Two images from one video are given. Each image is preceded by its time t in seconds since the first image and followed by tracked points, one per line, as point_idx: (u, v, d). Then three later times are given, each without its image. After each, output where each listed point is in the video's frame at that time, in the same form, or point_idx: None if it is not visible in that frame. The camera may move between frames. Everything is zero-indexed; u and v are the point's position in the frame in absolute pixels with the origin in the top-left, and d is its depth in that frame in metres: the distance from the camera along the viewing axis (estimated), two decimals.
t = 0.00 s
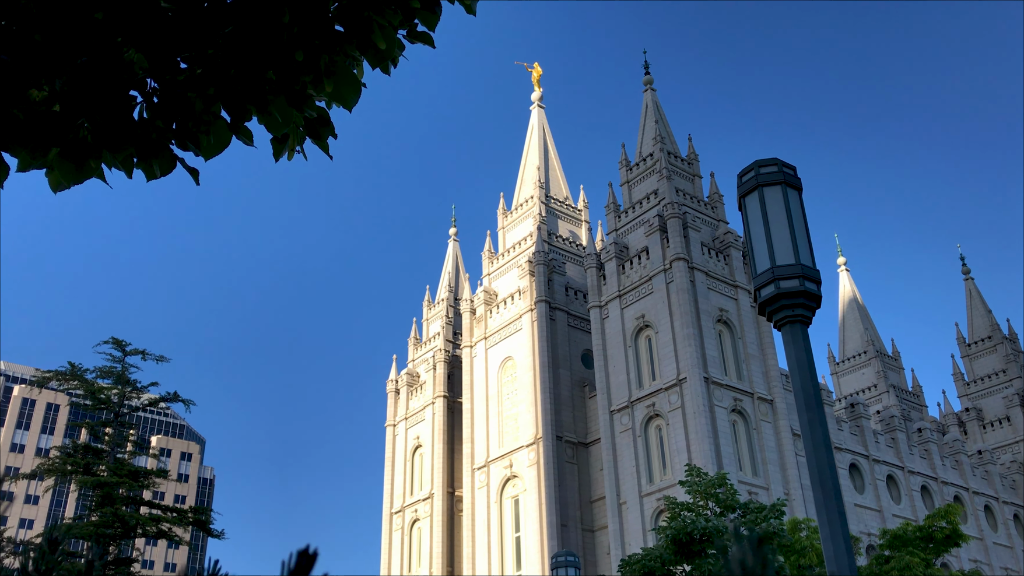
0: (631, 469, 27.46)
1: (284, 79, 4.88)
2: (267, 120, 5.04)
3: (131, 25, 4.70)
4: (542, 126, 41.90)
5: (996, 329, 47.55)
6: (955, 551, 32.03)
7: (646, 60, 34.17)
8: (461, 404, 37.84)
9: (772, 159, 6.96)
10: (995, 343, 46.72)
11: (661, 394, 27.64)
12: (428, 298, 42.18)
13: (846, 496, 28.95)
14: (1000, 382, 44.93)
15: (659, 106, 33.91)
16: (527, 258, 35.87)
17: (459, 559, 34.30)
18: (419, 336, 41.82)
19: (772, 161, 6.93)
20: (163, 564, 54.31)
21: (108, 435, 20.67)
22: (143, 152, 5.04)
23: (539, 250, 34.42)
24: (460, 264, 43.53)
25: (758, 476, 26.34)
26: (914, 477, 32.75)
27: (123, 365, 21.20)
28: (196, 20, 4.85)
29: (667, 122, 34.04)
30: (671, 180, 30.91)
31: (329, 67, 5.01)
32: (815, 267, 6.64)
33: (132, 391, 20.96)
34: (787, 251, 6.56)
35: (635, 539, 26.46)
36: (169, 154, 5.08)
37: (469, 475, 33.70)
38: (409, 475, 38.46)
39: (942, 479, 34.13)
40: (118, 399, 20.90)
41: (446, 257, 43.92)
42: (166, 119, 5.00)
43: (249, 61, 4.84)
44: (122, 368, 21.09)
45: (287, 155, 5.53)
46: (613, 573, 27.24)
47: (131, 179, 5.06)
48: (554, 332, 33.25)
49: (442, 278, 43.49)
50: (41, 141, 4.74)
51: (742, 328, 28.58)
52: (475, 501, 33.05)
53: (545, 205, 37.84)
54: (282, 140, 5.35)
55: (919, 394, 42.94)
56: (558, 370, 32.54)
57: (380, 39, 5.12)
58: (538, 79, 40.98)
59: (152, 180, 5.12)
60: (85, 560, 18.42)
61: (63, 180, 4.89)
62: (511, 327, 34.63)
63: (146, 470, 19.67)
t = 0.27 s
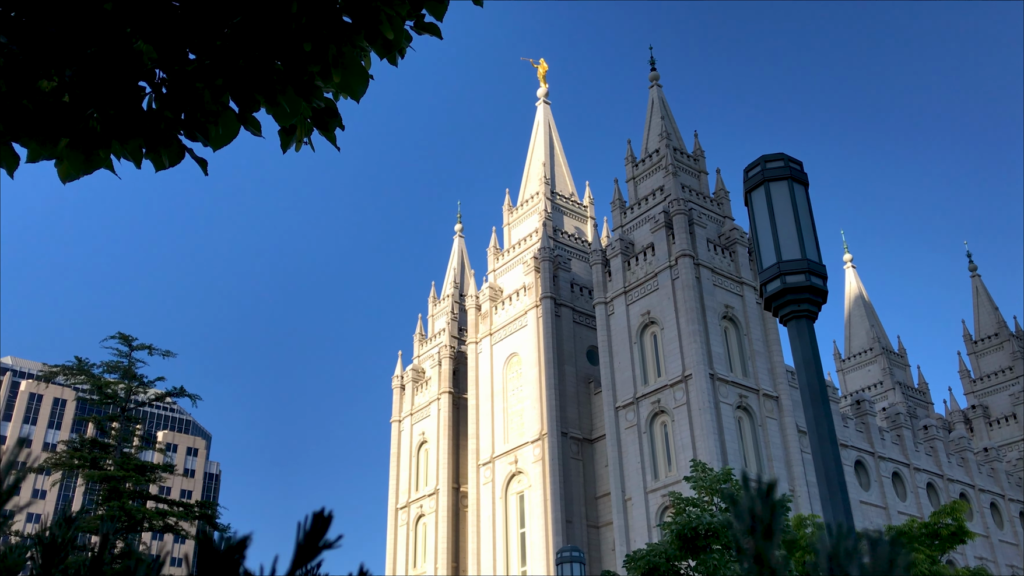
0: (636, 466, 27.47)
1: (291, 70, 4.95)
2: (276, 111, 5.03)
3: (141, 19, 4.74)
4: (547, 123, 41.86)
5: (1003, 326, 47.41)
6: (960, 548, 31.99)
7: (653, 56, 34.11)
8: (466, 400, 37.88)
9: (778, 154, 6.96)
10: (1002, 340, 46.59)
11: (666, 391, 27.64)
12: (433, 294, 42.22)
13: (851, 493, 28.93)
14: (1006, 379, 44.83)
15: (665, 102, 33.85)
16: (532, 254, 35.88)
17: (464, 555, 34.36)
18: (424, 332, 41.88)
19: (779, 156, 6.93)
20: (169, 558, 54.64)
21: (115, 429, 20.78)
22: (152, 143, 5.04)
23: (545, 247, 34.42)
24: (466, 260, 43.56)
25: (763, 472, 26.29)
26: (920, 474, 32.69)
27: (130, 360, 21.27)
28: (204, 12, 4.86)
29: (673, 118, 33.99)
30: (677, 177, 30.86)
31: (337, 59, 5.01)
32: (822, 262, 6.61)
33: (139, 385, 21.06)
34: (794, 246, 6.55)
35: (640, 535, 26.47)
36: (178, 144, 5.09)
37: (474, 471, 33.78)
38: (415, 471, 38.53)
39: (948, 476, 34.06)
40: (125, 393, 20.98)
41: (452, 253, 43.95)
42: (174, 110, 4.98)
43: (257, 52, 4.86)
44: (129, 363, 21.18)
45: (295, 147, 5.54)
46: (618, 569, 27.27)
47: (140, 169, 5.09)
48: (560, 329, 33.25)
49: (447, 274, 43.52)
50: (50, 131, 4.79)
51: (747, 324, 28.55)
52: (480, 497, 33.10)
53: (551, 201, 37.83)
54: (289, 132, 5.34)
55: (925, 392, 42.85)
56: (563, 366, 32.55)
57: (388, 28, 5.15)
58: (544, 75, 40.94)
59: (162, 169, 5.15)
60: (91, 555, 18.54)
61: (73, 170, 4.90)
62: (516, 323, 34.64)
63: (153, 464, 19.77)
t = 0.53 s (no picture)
0: (640, 463, 27.46)
1: (298, 62, 4.95)
2: (282, 103, 5.05)
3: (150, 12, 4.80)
4: (552, 119, 41.85)
5: (1009, 324, 47.29)
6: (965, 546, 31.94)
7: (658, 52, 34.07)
8: (470, 397, 37.91)
9: (783, 150, 6.97)
10: (1008, 339, 46.47)
11: (671, 388, 27.63)
12: (438, 291, 42.26)
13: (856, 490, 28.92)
14: (1012, 378, 44.71)
15: (671, 99, 33.81)
16: (537, 251, 35.87)
17: (468, 551, 34.39)
18: (429, 328, 41.93)
19: (784, 152, 6.93)
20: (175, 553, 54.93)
21: (121, 424, 20.87)
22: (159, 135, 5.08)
23: (549, 244, 34.41)
24: (470, 257, 43.59)
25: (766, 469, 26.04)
26: (925, 472, 32.63)
27: (135, 355, 21.35)
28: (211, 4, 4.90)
29: (678, 115, 33.96)
30: (682, 174, 30.81)
31: (343, 51, 5.03)
32: (826, 259, 6.62)
33: (144, 380, 21.15)
34: (799, 243, 6.55)
35: (644, 532, 26.47)
36: (184, 136, 5.12)
37: (479, 468, 33.82)
38: (419, 467, 38.59)
39: (953, 474, 33.99)
40: (130, 388, 21.07)
41: (457, 250, 43.98)
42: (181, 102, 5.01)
43: (263, 44, 4.87)
44: (134, 358, 21.26)
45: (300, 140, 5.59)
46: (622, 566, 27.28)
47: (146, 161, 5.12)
48: (564, 326, 33.24)
49: (452, 270, 43.56)
50: (58, 122, 4.81)
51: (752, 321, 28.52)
52: (484, 493, 33.12)
53: (556, 198, 37.82)
54: (295, 124, 5.38)
55: (930, 390, 42.77)
56: (567, 363, 32.55)
57: (394, 20, 5.11)
58: (549, 72, 40.92)
59: (168, 161, 5.18)
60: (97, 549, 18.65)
61: (80, 163, 4.90)
62: (521, 320, 34.64)
63: (159, 459, 19.87)
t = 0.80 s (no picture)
0: (644, 461, 27.47)
1: (302, 56, 5.03)
2: (286, 95, 5.14)
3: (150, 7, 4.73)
4: (556, 117, 41.82)
5: (1013, 322, 47.22)
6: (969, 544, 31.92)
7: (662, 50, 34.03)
8: (474, 394, 37.94)
9: (787, 148, 6.91)
10: (1012, 337, 46.41)
11: (674, 386, 27.63)
12: (442, 288, 42.30)
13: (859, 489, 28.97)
14: (1016, 376, 44.63)
15: (675, 96, 33.78)
16: (541, 249, 35.87)
17: (472, 548, 34.42)
18: (432, 325, 41.99)
19: (787, 149, 6.88)
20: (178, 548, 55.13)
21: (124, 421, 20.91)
22: (164, 128, 5.08)
23: (553, 241, 34.40)
24: (474, 254, 43.61)
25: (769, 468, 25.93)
26: (929, 471, 32.60)
27: (139, 352, 21.39)
28: None
29: (682, 113, 33.93)
30: (686, 171, 30.76)
31: (347, 44, 5.11)
32: (830, 256, 6.60)
33: (148, 377, 21.20)
34: (802, 240, 6.55)
35: (647, 529, 26.47)
36: (189, 128, 5.11)
37: (482, 465, 33.83)
38: (422, 464, 38.63)
39: (957, 473, 33.95)
40: (134, 384, 21.10)
41: (460, 247, 44.00)
42: (186, 95, 5.00)
43: (268, 39, 4.91)
44: (138, 355, 21.30)
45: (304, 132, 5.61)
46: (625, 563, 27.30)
47: (151, 154, 5.12)
48: (568, 323, 33.22)
49: (455, 267, 43.59)
50: (64, 116, 4.83)
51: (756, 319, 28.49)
52: (488, 491, 33.13)
53: (560, 195, 37.81)
54: (300, 119, 5.42)
55: (934, 388, 42.72)
56: (570, 360, 32.55)
57: (398, 14, 5.18)
58: (553, 69, 40.89)
59: (173, 154, 5.19)
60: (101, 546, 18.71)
61: (86, 156, 4.92)
62: (525, 317, 34.62)
63: (163, 455, 19.94)
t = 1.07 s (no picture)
0: (646, 459, 27.46)
1: (307, 49, 5.00)
2: (291, 90, 5.06)
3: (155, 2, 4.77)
4: (559, 115, 41.84)
5: (1016, 322, 47.19)
6: (972, 544, 31.88)
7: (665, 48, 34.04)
8: (476, 392, 37.96)
9: (790, 146, 6.96)
10: (1015, 337, 46.37)
11: (676, 384, 27.64)
12: (444, 286, 42.35)
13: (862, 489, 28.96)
14: (1019, 376, 44.58)
15: (678, 95, 33.78)
16: (544, 247, 35.88)
17: (474, 546, 34.45)
18: (435, 323, 42.05)
19: (791, 147, 6.94)
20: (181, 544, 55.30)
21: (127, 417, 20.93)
22: (169, 122, 5.08)
23: (556, 239, 34.41)
24: (477, 252, 43.66)
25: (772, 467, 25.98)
26: (931, 470, 32.59)
27: (142, 348, 21.42)
28: None
29: (685, 111, 33.93)
30: (689, 170, 30.76)
31: (352, 39, 5.09)
32: (834, 254, 6.58)
33: (151, 373, 21.23)
34: (805, 238, 6.54)
35: (650, 528, 26.45)
36: (193, 123, 5.13)
37: (484, 463, 33.88)
38: (425, 462, 38.66)
39: (959, 472, 33.94)
40: (137, 380, 21.15)
41: (463, 245, 44.05)
42: (190, 89, 5.02)
43: (271, 34, 4.94)
44: (141, 351, 21.33)
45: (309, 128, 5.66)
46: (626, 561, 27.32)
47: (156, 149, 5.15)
48: (570, 321, 33.25)
49: (458, 266, 43.64)
50: (69, 110, 4.86)
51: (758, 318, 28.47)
52: (490, 489, 33.14)
53: (562, 194, 37.82)
54: (303, 114, 5.44)
55: (937, 388, 42.70)
56: (573, 359, 32.56)
57: (403, 9, 5.08)
58: (557, 68, 40.92)
59: (178, 148, 5.21)
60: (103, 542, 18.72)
61: (90, 150, 4.93)
62: (527, 315, 34.63)
63: (165, 451, 19.96)
